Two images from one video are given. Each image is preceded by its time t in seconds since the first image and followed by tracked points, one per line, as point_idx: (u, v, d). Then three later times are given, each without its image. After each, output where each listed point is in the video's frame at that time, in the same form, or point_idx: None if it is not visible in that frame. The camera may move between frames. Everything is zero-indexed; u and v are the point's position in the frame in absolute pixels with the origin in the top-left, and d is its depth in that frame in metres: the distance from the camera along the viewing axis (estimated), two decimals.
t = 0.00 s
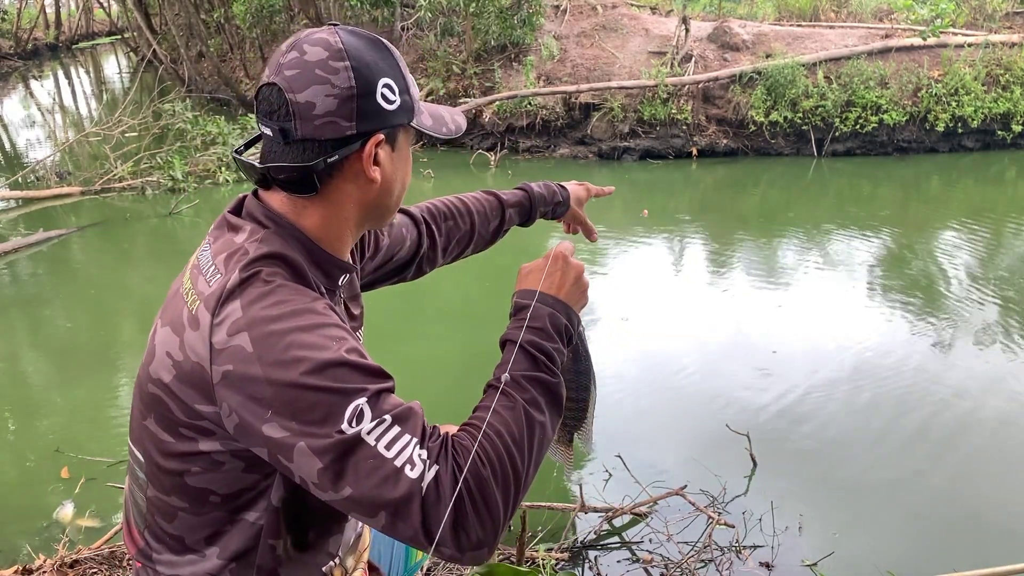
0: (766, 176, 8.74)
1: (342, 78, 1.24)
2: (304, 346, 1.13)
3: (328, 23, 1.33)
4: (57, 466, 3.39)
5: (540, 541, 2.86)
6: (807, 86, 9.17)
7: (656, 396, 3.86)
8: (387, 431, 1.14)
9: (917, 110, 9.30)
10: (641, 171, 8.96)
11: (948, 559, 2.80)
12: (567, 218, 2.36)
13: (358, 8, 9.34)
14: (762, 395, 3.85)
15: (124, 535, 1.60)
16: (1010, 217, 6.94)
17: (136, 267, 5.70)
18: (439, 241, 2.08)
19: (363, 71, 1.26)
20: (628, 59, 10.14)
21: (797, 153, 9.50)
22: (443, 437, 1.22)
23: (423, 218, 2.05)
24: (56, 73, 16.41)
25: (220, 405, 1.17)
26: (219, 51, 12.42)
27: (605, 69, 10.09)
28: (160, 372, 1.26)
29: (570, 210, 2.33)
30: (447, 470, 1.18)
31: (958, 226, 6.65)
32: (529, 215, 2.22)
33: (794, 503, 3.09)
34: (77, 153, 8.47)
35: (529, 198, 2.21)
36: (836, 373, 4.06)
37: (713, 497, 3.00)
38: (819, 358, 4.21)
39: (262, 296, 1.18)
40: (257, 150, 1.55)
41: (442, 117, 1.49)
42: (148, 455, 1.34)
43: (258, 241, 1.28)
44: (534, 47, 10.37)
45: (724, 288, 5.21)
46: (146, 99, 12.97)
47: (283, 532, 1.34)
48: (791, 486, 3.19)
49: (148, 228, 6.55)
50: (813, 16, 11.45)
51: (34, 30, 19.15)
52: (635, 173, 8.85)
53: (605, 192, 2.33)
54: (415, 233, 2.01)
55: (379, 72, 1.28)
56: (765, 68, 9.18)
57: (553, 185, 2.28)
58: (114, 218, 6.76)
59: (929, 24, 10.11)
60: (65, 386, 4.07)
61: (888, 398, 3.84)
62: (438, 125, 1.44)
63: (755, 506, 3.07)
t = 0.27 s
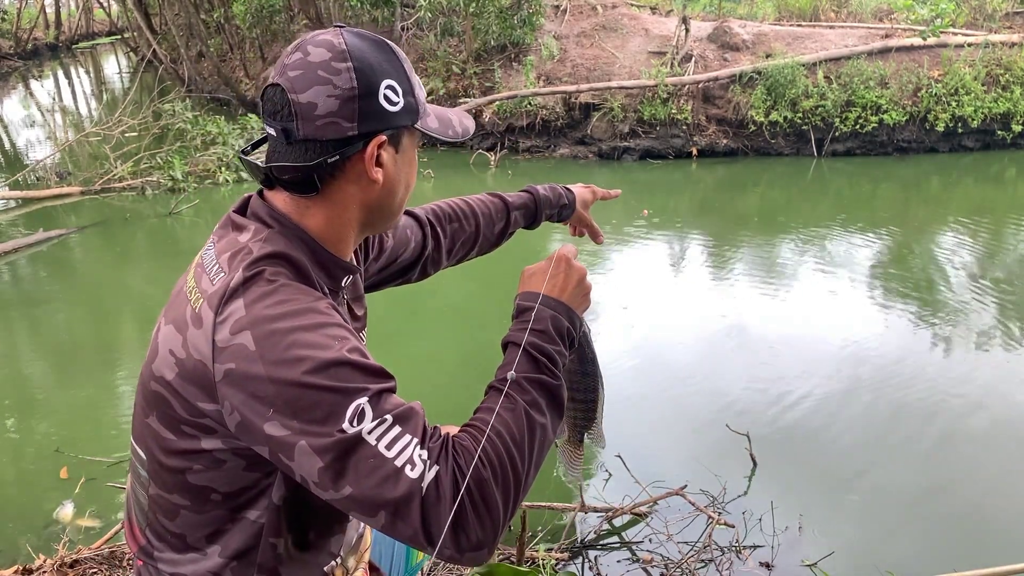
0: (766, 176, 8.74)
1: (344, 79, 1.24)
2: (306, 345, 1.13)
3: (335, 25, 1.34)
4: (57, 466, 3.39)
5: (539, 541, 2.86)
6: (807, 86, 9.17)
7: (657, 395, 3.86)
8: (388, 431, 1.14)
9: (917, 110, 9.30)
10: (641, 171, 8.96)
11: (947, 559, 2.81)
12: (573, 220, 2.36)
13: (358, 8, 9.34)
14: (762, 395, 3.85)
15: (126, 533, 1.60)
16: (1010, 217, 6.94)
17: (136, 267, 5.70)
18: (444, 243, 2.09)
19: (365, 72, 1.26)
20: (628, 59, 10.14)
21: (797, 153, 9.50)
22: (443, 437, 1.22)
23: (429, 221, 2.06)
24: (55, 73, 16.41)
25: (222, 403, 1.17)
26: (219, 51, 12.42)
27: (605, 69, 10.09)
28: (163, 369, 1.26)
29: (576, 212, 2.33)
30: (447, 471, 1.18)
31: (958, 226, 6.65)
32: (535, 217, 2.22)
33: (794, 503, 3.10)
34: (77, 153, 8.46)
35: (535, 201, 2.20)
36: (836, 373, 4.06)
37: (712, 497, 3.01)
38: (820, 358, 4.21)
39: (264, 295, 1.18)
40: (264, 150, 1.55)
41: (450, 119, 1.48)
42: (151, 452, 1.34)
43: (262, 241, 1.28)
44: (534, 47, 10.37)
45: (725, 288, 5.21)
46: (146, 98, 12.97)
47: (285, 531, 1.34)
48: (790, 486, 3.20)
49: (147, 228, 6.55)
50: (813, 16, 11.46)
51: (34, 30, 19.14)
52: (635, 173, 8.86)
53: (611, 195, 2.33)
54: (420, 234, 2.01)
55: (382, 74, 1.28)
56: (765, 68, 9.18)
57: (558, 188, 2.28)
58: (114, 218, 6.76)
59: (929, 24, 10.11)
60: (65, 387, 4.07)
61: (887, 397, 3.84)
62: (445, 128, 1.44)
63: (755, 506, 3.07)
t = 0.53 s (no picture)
0: (766, 176, 8.74)
1: (348, 81, 1.24)
2: (311, 345, 1.13)
3: (339, 27, 1.34)
4: (57, 466, 3.39)
5: (539, 542, 2.86)
6: (807, 86, 9.17)
7: (658, 396, 3.86)
8: (392, 431, 1.14)
9: (917, 110, 9.30)
10: (641, 171, 8.96)
11: (948, 559, 2.80)
12: (575, 223, 2.36)
13: (358, 8, 9.34)
14: (763, 396, 3.85)
15: (127, 533, 1.59)
16: (1010, 217, 6.94)
17: (136, 267, 5.70)
18: (446, 245, 2.08)
19: (369, 73, 1.26)
20: (628, 59, 10.14)
21: (797, 153, 9.50)
22: (447, 437, 1.22)
23: (431, 223, 2.06)
24: (55, 73, 16.41)
25: (226, 402, 1.17)
26: (219, 51, 12.42)
27: (605, 69, 10.09)
28: (167, 369, 1.26)
29: (578, 215, 2.33)
30: (450, 471, 1.18)
31: (958, 227, 6.65)
32: (536, 220, 2.22)
33: (794, 504, 3.09)
34: (77, 153, 8.46)
35: (537, 204, 2.21)
36: (836, 373, 4.06)
37: (713, 497, 3.00)
38: (820, 358, 4.21)
39: (268, 295, 1.18)
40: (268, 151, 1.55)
41: (454, 121, 1.48)
42: (153, 451, 1.34)
43: (266, 241, 1.28)
44: (534, 48, 10.37)
45: (725, 288, 5.21)
46: (146, 99, 12.97)
47: (287, 531, 1.34)
48: (791, 486, 3.20)
49: (147, 228, 6.54)
50: (813, 16, 11.46)
51: (34, 30, 19.15)
52: (635, 173, 8.86)
53: (613, 198, 2.33)
54: (422, 236, 2.01)
55: (386, 76, 1.28)
56: (765, 69, 9.18)
57: (560, 191, 2.28)
58: (114, 218, 6.76)
59: (929, 24, 10.10)
60: (65, 387, 4.07)
61: (888, 397, 3.84)
62: (448, 130, 1.43)
63: (755, 506, 3.07)
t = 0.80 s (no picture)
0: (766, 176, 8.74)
1: (348, 81, 1.24)
2: (312, 345, 1.13)
3: (340, 27, 1.34)
4: (57, 466, 3.39)
5: (540, 541, 2.86)
6: (807, 86, 9.17)
7: (657, 396, 3.85)
8: (392, 430, 1.14)
9: (917, 110, 9.30)
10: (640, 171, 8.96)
11: (947, 559, 2.80)
12: (577, 224, 2.36)
13: (358, 8, 9.35)
14: (763, 396, 3.85)
15: (127, 532, 1.59)
16: (1010, 217, 6.94)
17: (136, 267, 5.70)
18: (446, 247, 2.08)
19: (369, 74, 1.26)
20: (628, 59, 10.14)
21: (797, 153, 9.50)
22: (447, 437, 1.22)
23: (432, 224, 2.06)
24: (55, 73, 16.41)
25: (227, 401, 1.17)
26: (219, 50, 12.43)
27: (605, 69, 10.09)
28: (168, 368, 1.26)
29: (578, 216, 2.33)
30: (450, 471, 1.17)
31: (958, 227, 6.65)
32: (537, 222, 2.22)
33: (793, 503, 3.09)
34: (77, 153, 8.46)
35: (538, 206, 2.21)
36: (836, 373, 4.06)
37: (712, 497, 3.00)
38: (820, 358, 4.21)
39: (270, 294, 1.18)
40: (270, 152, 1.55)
41: (455, 122, 1.48)
42: (153, 451, 1.34)
43: (268, 240, 1.28)
44: (534, 48, 10.37)
45: (724, 288, 5.20)
46: (146, 99, 12.97)
47: (287, 532, 1.34)
48: (790, 486, 3.20)
49: (147, 228, 6.54)
50: (813, 16, 11.46)
51: (34, 30, 19.15)
52: (635, 173, 8.86)
53: (614, 199, 2.33)
54: (422, 237, 2.01)
55: (386, 77, 1.28)
56: (764, 68, 9.18)
57: (562, 193, 2.28)
58: (114, 218, 6.76)
59: (929, 24, 10.10)
60: (65, 387, 4.07)
61: (889, 398, 3.84)
62: (449, 131, 1.43)
63: (755, 506, 3.07)
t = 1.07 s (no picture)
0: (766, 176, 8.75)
1: (347, 81, 1.24)
2: (311, 344, 1.13)
3: (339, 27, 1.34)
4: (57, 466, 3.39)
5: (539, 542, 2.86)
6: (807, 86, 9.17)
7: (657, 396, 3.85)
8: (391, 429, 1.14)
9: (917, 110, 9.30)
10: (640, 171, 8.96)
11: (948, 559, 2.80)
12: (577, 223, 2.37)
13: (358, 8, 9.35)
14: (762, 395, 3.85)
15: (127, 532, 1.60)
16: (1010, 217, 6.93)
17: (136, 267, 5.70)
18: (447, 246, 2.08)
19: (367, 74, 1.26)
20: (628, 59, 10.13)
21: (797, 153, 9.50)
22: (447, 437, 1.22)
23: (433, 224, 2.06)
24: (55, 73, 16.42)
25: (226, 400, 1.17)
26: (219, 50, 12.42)
27: (605, 69, 10.09)
28: (167, 367, 1.26)
29: (579, 216, 2.33)
30: (450, 471, 1.17)
31: (958, 227, 6.65)
32: (538, 222, 2.23)
33: (793, 504, 3.09)
34: (77, 153, 8.47)
35: (538, 205, 2.21)
36: (836, 373, 4.06)
37: (713, 497, 3.00)
38: (820, 358, 4.21)
39: (269, 294, 1.18)
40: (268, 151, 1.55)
41: (454, 123, 1.48)
42: (153, 450, 1.34)
43: (267, 240, 1.28)
44: (534, 48, 10.37)
45: (724, 288, 5.21)
46: (146, 99, 12.97)
47: (286, 532, 1.34)
48: (790, 486, 3.20)
49: (147, 228, 6.55)
50: (813, 16, 11.46)
51: (34, 30, 19.16)
52: (635, 173, 8.86)
53: (615, 199, 2.33)
54: (423, 237, 2.01)
55: (384, 77, 1.28)
56: (765, 69, 9.18)
57: (562, 193, 2.28)
58: (115, 218, 6.76)
59: (929, 24, 10.10)
60: (65, 387, 4.07)
61: (888, 398, 3.84)
62: (448, 130, 1.43)
63: (755, 506, 3.07)
